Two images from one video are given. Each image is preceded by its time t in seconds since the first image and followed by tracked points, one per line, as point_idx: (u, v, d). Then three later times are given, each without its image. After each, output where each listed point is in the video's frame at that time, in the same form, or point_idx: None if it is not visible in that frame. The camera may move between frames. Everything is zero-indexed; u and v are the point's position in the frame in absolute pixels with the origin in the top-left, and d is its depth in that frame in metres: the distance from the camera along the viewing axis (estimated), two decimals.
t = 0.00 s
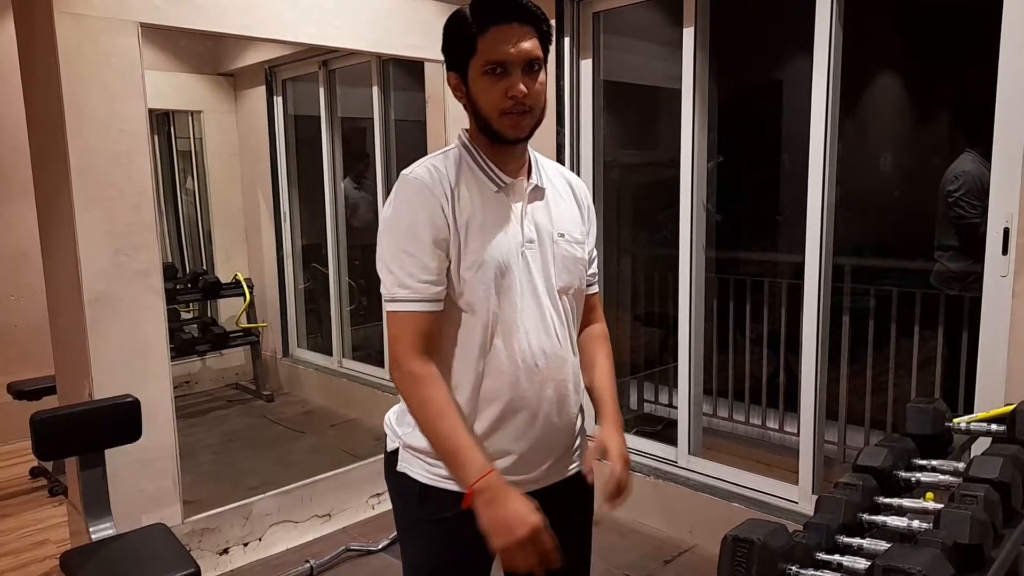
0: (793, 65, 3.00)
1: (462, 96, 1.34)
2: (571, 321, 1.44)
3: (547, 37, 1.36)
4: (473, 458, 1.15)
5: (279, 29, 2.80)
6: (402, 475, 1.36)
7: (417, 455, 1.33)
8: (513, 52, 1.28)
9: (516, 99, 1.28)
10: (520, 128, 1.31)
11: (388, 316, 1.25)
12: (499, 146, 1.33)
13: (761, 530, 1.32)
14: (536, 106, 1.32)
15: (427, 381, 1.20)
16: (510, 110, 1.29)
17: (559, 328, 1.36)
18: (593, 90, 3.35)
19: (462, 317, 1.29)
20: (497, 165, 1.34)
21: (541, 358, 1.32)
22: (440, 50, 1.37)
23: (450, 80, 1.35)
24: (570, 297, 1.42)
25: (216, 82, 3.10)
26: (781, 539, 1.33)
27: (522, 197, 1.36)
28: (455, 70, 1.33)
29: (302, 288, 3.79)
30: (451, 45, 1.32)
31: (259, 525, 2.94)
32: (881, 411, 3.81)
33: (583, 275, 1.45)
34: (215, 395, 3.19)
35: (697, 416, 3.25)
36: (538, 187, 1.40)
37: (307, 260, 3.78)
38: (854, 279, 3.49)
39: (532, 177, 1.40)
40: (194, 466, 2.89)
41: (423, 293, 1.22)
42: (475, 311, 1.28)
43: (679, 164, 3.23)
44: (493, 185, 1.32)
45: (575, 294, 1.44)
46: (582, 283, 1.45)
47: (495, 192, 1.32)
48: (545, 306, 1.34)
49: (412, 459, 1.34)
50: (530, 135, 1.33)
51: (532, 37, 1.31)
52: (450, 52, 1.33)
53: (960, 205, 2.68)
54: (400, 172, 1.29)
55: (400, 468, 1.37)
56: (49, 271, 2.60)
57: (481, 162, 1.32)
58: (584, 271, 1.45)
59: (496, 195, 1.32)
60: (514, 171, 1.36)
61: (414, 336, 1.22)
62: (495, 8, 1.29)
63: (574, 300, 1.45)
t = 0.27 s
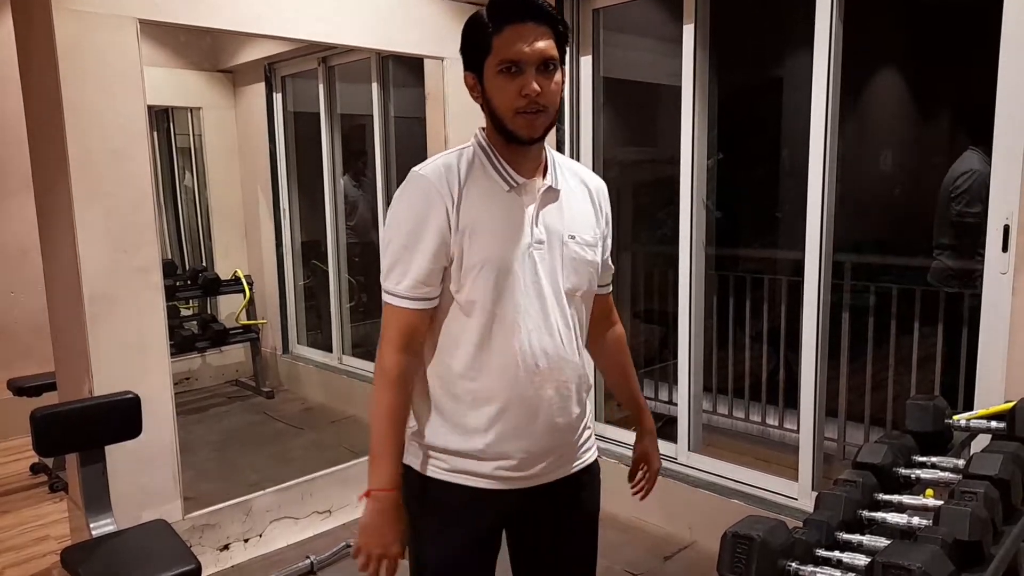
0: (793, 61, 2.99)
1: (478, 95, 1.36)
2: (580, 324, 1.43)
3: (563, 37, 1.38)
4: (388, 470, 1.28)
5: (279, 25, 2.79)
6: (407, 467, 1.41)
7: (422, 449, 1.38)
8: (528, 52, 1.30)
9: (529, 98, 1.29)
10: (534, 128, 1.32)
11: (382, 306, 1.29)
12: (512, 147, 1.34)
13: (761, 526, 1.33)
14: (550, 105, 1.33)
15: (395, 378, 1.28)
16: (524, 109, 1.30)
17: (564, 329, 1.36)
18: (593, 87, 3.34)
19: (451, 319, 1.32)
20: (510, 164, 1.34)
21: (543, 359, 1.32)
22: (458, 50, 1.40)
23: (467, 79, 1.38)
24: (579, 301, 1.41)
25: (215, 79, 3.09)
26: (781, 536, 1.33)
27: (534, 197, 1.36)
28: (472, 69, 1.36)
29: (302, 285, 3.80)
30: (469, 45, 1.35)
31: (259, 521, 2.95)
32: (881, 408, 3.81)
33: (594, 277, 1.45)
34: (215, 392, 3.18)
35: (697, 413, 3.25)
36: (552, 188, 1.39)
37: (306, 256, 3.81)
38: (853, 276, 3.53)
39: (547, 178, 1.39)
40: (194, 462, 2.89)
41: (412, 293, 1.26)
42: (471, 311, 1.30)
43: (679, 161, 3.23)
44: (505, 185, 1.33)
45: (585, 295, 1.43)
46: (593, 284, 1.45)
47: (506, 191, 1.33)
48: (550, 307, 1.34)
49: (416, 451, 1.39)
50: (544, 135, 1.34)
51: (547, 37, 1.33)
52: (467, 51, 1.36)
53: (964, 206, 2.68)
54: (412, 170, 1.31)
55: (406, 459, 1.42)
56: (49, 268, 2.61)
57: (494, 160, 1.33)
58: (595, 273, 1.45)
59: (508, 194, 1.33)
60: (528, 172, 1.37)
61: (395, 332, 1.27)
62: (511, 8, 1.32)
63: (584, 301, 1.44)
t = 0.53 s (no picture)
0: (792, 61, 2.99)
1: (484, 96, 1.37)
2: (582, 323, 1.43)
3: (569, 41, 1.39)
4: (406, 462, 1.23)
5: (278, 26, 2.80)
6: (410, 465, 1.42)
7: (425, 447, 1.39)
8: (535, 54, 1.31)
9: (535, 99, 1.30)
10: (539, 129, 1.33)
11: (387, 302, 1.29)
12: (517, 147, 1.34)
13: (762, 528, 1.32)
14: (556, 107, 1.33)
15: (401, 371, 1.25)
16: (529, 110, 1.31)
17: (565, 328, 1.36)
18: (592, 87, 3.36)
19: (452, 317, 1.31)
20: (514, 163, 1.35)
21: (544, 356, 1.32)
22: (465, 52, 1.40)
23: (473, 80, 1.38)
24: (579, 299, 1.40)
25: (215, 80, 3.09)
26: (781, 537, 1.33)
27: (537, 196, 1.36)
28: (479, 70, 1.36)
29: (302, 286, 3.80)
30: (475, 47, 1.36)
31: (259, 523, 2.95)
32: (881, 409, 3.81)
33: (597, 277, 1.44)
34: (216, 393, 3.19)
35: (697, 414, 3.25)
36: (555, 188, 1.39)
37: (306, 258, 3.81)
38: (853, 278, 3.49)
39: (550, 177, 1.40)
40: (194, 464, 2.89)
41: (416, 288, 1.26)
42: (469, 310, 1.30)
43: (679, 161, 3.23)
44: (508, 182, 1.33)
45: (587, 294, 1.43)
46: (596, 284, 1.45)
47: (509, 189, 1.33)
48: (552, 305, 1.34)
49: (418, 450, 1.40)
50: (549, 136, 1.34)
51: (554, 41, 1.34)
52: (474, 53, 1.36)
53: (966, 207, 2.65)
54: (417, 168, 1.32)
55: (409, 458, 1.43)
56: (49, 269, 2.60)
57: (499, 160, 1.34)
58: (598, 273, 1.44)
59: (510, 193, 1.33)
60: (532, 171, 1.37)
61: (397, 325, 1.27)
62: (519, 11, 1.32)
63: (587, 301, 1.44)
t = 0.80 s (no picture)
0: (792, 61, 2.99)
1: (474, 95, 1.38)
2: (580, 317, 1.44)
3: (560, 42, 1.39)
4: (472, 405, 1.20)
5: (278, 26, 2.80)
6: (412, 466, 1.41)
7: (423, 446, 1.38)
8: (527, 54, 1.31)
9: (525, 99, 1.31)
10: (530, 128, 1.34)
11: (395, 299, 1.29)
12: (507, 146, 1.35)
13: (762, 526, 1.33)
14: (546, 107, 1.34)
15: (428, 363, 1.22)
16: (520, 109, 1.32)
17: (562, 323, 1.37)
18: (592, 87, 3.36)
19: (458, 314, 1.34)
20: (507, 161, 1.36)
21: (543, 350, 1.33)
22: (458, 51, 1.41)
23: (464, 79, 1.39)
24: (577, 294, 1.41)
25: (214, 80, 3.09)
26: (782, 536, 1.33)
27: (529, 192, 1.38)
28: (470, 69, 1.37)
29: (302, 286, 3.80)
30: (467, 47, 1.36)
31: (259, 523, 2.95)
32: (882, 407, 3.81)
33: (592, 271, 1.45)
34: (216, 393, 3.16)
35: (698, 413, 3.25)
36: (547, 184, 1.40)
37: (306, 258, 3.79)
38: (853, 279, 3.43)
39: (541, 174, 1.40)
40: (194, 464, 2.89)
41: (423, 280, 1.27)
42: (468, 305, 1.32)
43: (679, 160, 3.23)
44: (501, 179, 1.35)
45: (583, 289, 1.43)
46: (592, 279, 1.45)
47: (502, 186, 1.35)
48: (549, 299, 1.35)
49: (419, 450, 1.39)
50: (539, 135, 1.35)
51: (544, 41, 1.34)
52: (466, 52, 1.37)
53: (963, 204, 2.65)
54: (413, 167, 1.36)
55: (410, 459, 1.42)
56: (49, 269, 2.60)
57: (491, 158, 1.35)
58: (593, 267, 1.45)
59: (504, 189, 1.35)
60: (525, 169, 1.38)
61: (412, 320, 1.27)
62: (511, 12, 1.33)
63: (584, 296, 1.45)
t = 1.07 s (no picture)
0: (792, 61, 2.99)
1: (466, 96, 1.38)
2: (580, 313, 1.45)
3: (549, 43, 1.40)
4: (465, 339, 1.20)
5: (278, 25, 2.79)
6: (413, 469, 1.41)
7: (424, 448, 1.39)
8: (518, 55, 1.31)
9: (517, 99, 1.31)
10: (521, 127, 1.34)
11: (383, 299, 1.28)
12: (499, 145, 1.36)
13: (761, 526, 1.33)
14: (537, 107, 1.34)
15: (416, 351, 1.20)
16: (512, 109, 1.32)
17: (560, 320, 1.37)
18: (591, 87, 3.36)
19: (453, 314, 1.33)
20: (498, 160, 1.37)
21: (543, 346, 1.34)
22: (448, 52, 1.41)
23: (455, 80, 1.39)
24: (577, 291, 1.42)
25: (214, 79, 3.09)
26: (780, 536, 1.33)
27: (523, 191, 1.39)
28: (461, 71, 1.37)
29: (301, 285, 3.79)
30: (457, 48, 1.36)
31: (258, 522, 2.95)
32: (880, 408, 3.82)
33: (587, 266, 1.46)
34: (215, 392, 3.16)
35: (696, 413, 3.25)
36: (538, 181, 1.42)
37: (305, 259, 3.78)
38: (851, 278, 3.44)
39: (532, 172, 1.41)
40: (193, 463, 2.89)
41: (415, 279, 1.26)
42: (464, 305, 1.32)
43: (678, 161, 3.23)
44: (494, 178, 1.35)
45: (580, 285, 1.45)
46: (587, 274, 1.46)
47: (495, 184, 1.35)
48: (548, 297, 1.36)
49: (421, 453, 1.40)
50: (531, 135, 1.36)
51: (534, 42, 1.35)
52: (456, 53, 1.37)
53: (959, 204, 2.68)
54: (404, 168, 1.35)
55: (411, 462, 1.42)
56: (47, 268, 2.60)
57: (483, 158, 1.36)
58: (588, 262, 1.46)
59: (497, 187, 1.35)
60: (516, 168, 1.39)
61: (399, 317, 1.25)
62: (501, 14, 1.33)
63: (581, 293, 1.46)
